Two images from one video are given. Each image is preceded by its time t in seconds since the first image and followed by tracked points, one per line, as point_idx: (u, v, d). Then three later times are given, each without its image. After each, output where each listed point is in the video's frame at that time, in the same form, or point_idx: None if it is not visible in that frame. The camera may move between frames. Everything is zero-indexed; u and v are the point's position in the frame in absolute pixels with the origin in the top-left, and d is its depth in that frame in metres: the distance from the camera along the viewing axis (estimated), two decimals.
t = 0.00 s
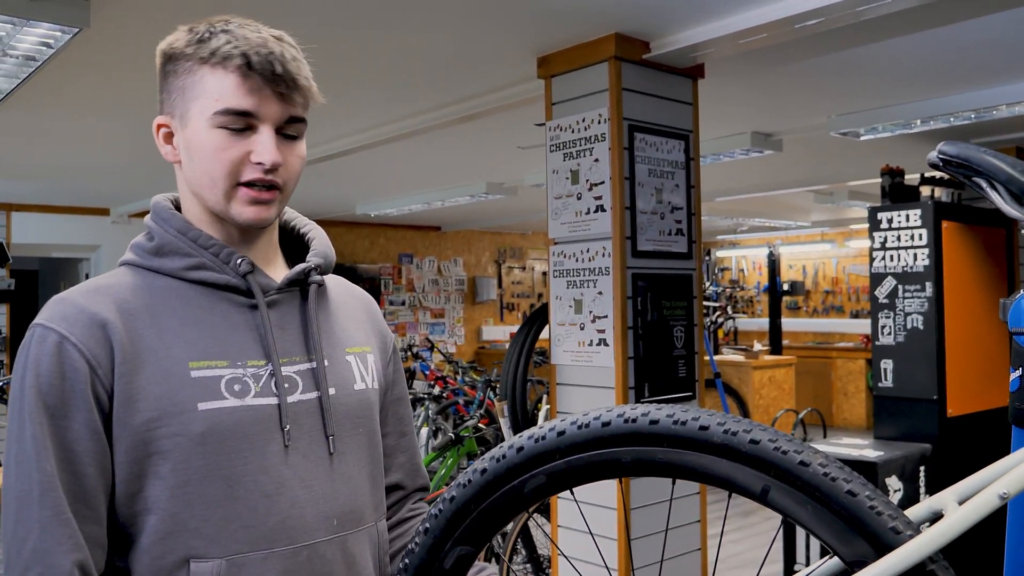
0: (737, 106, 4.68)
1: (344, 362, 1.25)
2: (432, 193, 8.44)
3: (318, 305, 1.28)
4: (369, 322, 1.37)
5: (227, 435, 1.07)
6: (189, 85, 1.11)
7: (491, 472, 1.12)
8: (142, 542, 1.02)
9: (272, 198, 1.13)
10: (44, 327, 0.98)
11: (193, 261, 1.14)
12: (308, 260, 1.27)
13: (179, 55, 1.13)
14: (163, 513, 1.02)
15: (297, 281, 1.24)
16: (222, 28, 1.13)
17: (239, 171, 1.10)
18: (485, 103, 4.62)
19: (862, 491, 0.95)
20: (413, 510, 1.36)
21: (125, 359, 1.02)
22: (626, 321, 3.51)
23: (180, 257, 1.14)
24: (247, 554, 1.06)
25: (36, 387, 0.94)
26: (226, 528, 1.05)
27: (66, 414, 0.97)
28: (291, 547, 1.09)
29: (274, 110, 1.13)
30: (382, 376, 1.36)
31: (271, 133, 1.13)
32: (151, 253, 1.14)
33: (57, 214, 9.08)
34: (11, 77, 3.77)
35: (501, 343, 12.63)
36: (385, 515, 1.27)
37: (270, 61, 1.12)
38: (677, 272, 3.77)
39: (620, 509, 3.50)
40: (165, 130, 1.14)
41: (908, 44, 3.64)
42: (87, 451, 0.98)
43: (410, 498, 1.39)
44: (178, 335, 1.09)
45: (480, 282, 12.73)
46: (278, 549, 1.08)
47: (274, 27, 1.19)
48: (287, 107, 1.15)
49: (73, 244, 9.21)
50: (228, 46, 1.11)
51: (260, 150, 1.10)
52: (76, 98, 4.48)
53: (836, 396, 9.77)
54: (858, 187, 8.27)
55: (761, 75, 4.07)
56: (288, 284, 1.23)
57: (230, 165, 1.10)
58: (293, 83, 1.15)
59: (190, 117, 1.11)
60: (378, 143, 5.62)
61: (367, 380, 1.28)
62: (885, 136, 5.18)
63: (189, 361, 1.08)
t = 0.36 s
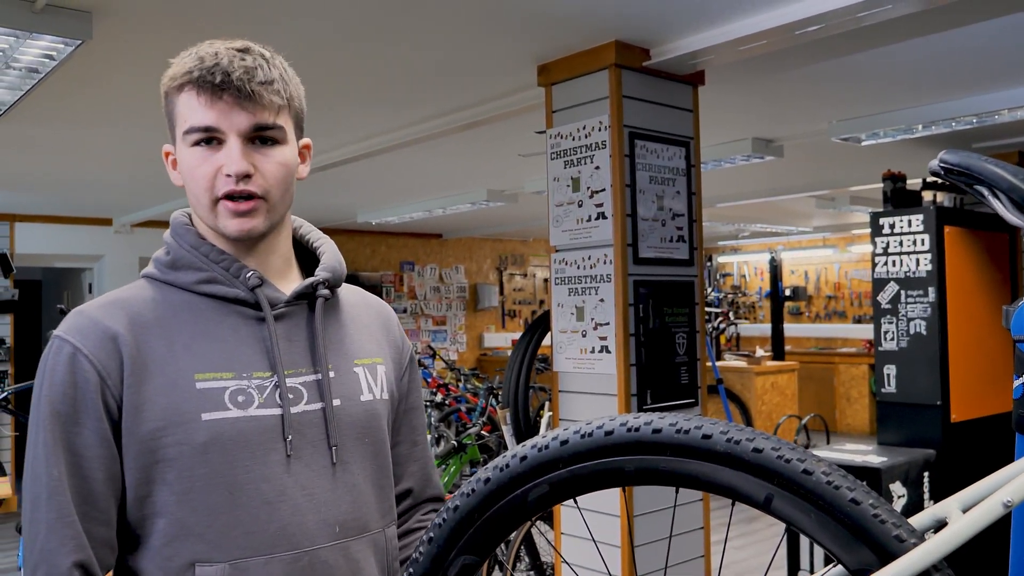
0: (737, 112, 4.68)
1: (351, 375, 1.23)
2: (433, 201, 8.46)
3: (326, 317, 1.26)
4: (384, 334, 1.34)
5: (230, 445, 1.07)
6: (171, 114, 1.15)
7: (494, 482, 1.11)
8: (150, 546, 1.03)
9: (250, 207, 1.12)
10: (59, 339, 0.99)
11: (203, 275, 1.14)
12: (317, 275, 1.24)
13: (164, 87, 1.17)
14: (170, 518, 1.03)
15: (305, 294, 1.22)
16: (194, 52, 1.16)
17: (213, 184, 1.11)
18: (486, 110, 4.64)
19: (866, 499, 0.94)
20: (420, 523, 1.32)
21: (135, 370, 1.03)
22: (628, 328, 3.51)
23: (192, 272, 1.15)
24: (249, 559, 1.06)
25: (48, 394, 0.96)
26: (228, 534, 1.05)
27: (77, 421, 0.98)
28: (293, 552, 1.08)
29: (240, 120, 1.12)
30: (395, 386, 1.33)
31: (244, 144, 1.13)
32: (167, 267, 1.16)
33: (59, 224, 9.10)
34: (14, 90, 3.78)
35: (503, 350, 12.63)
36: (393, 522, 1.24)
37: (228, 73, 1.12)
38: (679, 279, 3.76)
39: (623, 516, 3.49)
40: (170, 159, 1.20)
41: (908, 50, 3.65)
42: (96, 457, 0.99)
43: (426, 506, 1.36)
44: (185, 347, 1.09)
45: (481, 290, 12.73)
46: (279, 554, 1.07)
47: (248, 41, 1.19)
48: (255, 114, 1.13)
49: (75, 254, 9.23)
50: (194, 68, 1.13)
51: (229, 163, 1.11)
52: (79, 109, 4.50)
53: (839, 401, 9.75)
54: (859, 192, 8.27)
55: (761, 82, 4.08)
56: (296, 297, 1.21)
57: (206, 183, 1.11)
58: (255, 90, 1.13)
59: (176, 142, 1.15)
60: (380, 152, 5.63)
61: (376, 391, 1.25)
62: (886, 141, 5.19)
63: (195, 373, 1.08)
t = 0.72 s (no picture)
0: (742, 112, 4.68)
1: (359, 377, 1.22)
2: (438, 201, 8.46)
3: (336, 321, 1.25)
4: (393, 338, 1.33)
5: (241, 444, 1.06)
6: (188, 124, 1.16)
7: (497, 483, 1.11)
8: (167, 542, 1.04)
9: (263, 216, 1.13)
10: (82, 342, 1.01)
11: (217, 281, 1.15)
12: (327, 281, 1.24)
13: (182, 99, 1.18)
14: (184, 514, 1.03)
15: (315, 300, 1.22)
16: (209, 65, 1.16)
17: (227, 193, 1.12)
18: (491, 110, 4.64)
19: (870, 500, 0.94)
20: (423, 518, 1.31)
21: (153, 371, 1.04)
22: (632, 327, 3.51)
23: (205, 277, 1.15)
24: (261, 554, 1.05)
25: (71, 395, 0.98)
26: (240, 530, 1.05)
27: (99, 421, 0.99)
28: (302, 547, 1.07)
29: (253, 131, 1.13)
30: (403, 387, 1.32)
31: (258, 154, 1.13)
32: (183, 274, 1.16)
33: (66, 225, 9.14)
34: (19, 92, 3.80)
35: (508, 350, 12.64)
36: (401, 519, 1.23)
37: (241, 87, 1.13)
38: (684, 279, 3.76)
39: (628, 516, 3.48)
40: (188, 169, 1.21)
41: (913, 48, 3.64)
42: (116, 455, 1.00)
43: (431, 505, 1.34)
44: (199, 350, 1.10)
45: (487, 290, 12.73)
46: (289, 549, 1.07)
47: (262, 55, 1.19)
48: (267, 126, 1.14)
49: (82, 255, 9.27)
50: (209, 80, 1.14)
51: (244, 172, 1.11)
52: (84, 110, 4.51)
53: (845, 401, 9.73)
54: (865, 191, 8.24)
55: (766, 81, 4.07)
56: (306, 302, 1.21)
57: (221, 191, 1.12)
58: (268, 102, 1.13)
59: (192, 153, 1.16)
60: (385, 152, 5.64)
61: (386, 394, 1.25)
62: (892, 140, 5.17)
63: (208, 375, 1.08)
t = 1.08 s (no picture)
0: (742, 112, 4.68)
1: (361, 380, 1.22)
2: (438, 202, 8.47)
3: (339, 326, 1.25)
4: (391, 345, 1.34)
5: (249, 444, 1.07)
6: (206, 129, 1.16)
7: (493, 487, 1.12)
8: (171, 541, 1.03)
9: (278, 225, 1.14)
10: (92, 342, 1.01)
11: (225, 285, 1.15)
12: (330, 286, 1.25)
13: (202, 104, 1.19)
14: (190, 513, 1.03)
15: (320, 304, 1.23)
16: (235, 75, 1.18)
17: (243, 199, 1.12)
18: (490, 112, 4.64)
19: (863, 502, 0.95)
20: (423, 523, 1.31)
21: (161, 372, 1.04)
22: (632, 327, 3.51)
23: (213, 282, 1.16)
24: (269, 551, 1.05)
25: (81, 394, 0.97)
26: (249, 528, 1.05)
27: (107, 420, 0.99)
28: (308, 545, 1.08)
29: (274, 140, 1.14)
30: (402, 391, 1.33)
31: (276, 163, 1.14)
32: (190, 278, 1.17)
33: (67, 229, 9.16)
34: (18, 95, 3.80)
35: (509, 350, 12.65)
36: (402, 520, 1.23)
37: (268, 97, 1.14)
38: (683, 279, 3.77)
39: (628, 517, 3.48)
40: (199, 172, 1.21)
41: (911, 48, 3.64)
42: (123, 454, 1.00)
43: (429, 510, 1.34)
44: (206, 351, 1.10)
45: (488, 291, 12.73)
46: (295, 547, 1.07)
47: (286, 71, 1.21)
48: (289, 137, 1.15)
49: (83, 259, 9.28)
50: (234, 88, 1.15)
51: (262, 179, 1.12)
52: (83, 114, 4.52)
53: (847, 400, 9.72)
54: (865, 190, 8.24)
55: (765, 81, 4.08)
56: (311, 306, 1.21)
57: (236, 195, 1.12)
58: (290, 114, 1.15)
59: (208, 158, 1.16)
60: (384, 154, 5.65)
61: (386, 397, 1.25)
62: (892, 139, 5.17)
63: (217, 376, 1.08)
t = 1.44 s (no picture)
0: (741, 114, 4.68)
1: (359, 385, 1.22)
2: (440, 206, 8.48)
3: (337, 331, 1.25)
4: (387, 349, 1.34)
5: (249, 449, 1.07)
6: (250, 138, 1.12)
7: (489, 492, 1.11)
8: (173, 548, 1.03)
9: (315, 251, 1.14)
10: (91, 350, 1.01)
11: (223, 291, 1.15)
12: (327, 292, 1.25)
13: (243, 109, 1.14)
14: (191, 518, 1.03)
15: (317, 310, 1.23)
16: (285, 92, 1.15)
17: (288, 220, 1.11)
18: (490, 116, 4.65)
19: (860, 504, 0.94)
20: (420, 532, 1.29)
21: (160, 379, 1.04)
22: (633, 330, 3.51)
23: (211, 288, 1.15)
24: (270, 556, 1.05)
25: (80, 403, 0.97)
26: (250, 533, 1.05)
27: (107, 429, 0.99)
28: (309, 549, 1.08)
29: (326, 170, 1.15)
30: (398, 396, 1.33)
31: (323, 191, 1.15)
32: (187, 285, 1.17)
33: (70, 236, 9.18)
34: (19, 104, 3.82)
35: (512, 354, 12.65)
36: (401, 525, 1.23)
37: (331, 130, 1.15)
38: (684, 282, 3.76)
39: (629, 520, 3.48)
40: (219, 173, 1.15)
41: (910, 48, 3.64)
42: (124, 461, 1.00)
43: (423, 516, 1.32)
44: (205, 356, 1.10)
45: (490, 294, 12.74)
46: (297, 551, 1.07)
47: (329, 96, 1.21)
48: (337, 168, 1.17)
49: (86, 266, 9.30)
50: (291, 108, 1.13)
51: (311, 205, 1.12)
52: (85, 122, 4.53)
53: (851, 401, 9.70)
54: (867, 190, 8.23)
55: (764, 83, 4.08)
56: (309, 312, 1.21)
57: (281, 215, 1.11)
58: (340, 147, 1.17)
59: (247, 167, 1.12)
60: (385, 159, 5.66)
61: (383, 401, 1.25)
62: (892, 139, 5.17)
63: (216, 381, 1.08)
